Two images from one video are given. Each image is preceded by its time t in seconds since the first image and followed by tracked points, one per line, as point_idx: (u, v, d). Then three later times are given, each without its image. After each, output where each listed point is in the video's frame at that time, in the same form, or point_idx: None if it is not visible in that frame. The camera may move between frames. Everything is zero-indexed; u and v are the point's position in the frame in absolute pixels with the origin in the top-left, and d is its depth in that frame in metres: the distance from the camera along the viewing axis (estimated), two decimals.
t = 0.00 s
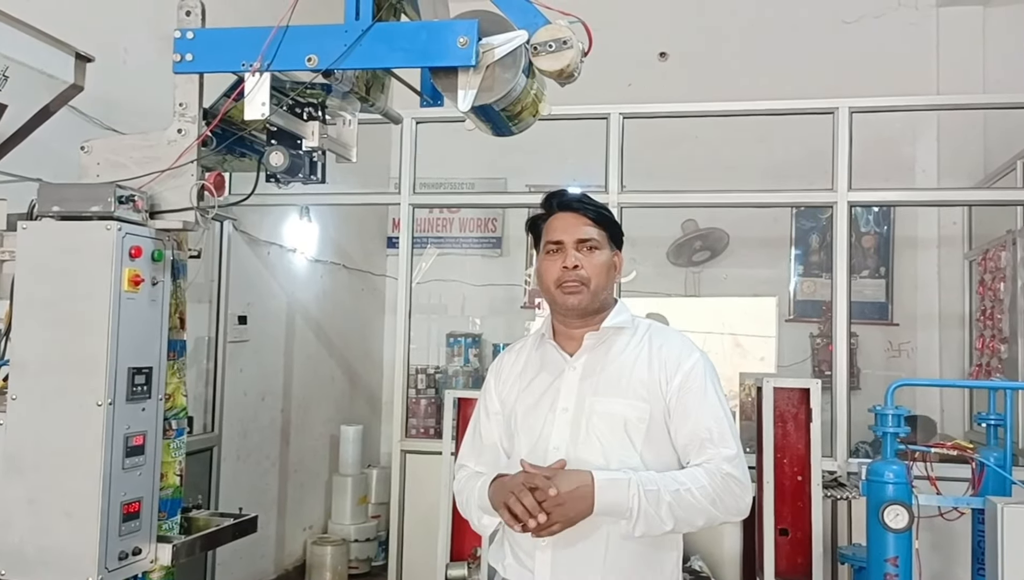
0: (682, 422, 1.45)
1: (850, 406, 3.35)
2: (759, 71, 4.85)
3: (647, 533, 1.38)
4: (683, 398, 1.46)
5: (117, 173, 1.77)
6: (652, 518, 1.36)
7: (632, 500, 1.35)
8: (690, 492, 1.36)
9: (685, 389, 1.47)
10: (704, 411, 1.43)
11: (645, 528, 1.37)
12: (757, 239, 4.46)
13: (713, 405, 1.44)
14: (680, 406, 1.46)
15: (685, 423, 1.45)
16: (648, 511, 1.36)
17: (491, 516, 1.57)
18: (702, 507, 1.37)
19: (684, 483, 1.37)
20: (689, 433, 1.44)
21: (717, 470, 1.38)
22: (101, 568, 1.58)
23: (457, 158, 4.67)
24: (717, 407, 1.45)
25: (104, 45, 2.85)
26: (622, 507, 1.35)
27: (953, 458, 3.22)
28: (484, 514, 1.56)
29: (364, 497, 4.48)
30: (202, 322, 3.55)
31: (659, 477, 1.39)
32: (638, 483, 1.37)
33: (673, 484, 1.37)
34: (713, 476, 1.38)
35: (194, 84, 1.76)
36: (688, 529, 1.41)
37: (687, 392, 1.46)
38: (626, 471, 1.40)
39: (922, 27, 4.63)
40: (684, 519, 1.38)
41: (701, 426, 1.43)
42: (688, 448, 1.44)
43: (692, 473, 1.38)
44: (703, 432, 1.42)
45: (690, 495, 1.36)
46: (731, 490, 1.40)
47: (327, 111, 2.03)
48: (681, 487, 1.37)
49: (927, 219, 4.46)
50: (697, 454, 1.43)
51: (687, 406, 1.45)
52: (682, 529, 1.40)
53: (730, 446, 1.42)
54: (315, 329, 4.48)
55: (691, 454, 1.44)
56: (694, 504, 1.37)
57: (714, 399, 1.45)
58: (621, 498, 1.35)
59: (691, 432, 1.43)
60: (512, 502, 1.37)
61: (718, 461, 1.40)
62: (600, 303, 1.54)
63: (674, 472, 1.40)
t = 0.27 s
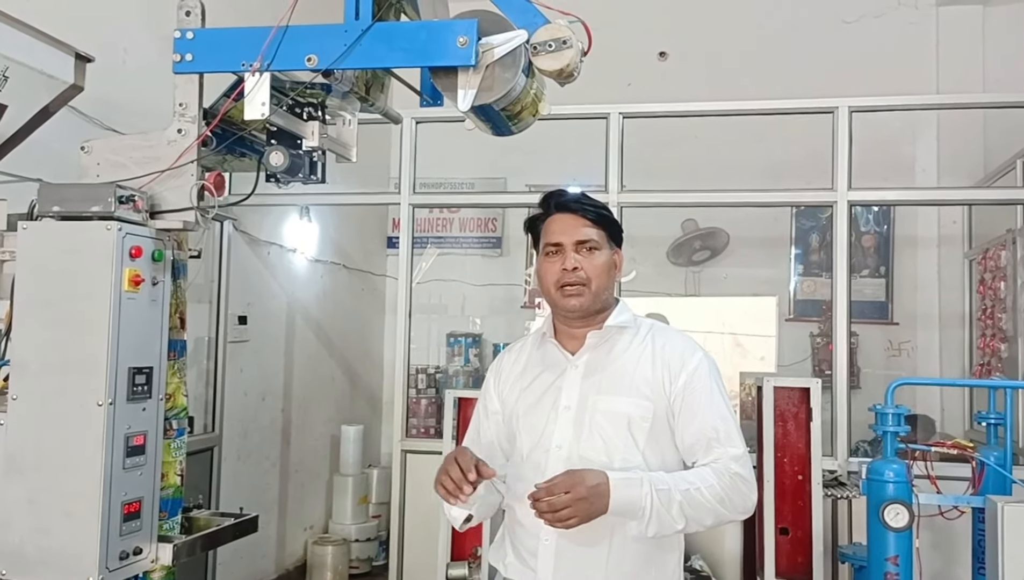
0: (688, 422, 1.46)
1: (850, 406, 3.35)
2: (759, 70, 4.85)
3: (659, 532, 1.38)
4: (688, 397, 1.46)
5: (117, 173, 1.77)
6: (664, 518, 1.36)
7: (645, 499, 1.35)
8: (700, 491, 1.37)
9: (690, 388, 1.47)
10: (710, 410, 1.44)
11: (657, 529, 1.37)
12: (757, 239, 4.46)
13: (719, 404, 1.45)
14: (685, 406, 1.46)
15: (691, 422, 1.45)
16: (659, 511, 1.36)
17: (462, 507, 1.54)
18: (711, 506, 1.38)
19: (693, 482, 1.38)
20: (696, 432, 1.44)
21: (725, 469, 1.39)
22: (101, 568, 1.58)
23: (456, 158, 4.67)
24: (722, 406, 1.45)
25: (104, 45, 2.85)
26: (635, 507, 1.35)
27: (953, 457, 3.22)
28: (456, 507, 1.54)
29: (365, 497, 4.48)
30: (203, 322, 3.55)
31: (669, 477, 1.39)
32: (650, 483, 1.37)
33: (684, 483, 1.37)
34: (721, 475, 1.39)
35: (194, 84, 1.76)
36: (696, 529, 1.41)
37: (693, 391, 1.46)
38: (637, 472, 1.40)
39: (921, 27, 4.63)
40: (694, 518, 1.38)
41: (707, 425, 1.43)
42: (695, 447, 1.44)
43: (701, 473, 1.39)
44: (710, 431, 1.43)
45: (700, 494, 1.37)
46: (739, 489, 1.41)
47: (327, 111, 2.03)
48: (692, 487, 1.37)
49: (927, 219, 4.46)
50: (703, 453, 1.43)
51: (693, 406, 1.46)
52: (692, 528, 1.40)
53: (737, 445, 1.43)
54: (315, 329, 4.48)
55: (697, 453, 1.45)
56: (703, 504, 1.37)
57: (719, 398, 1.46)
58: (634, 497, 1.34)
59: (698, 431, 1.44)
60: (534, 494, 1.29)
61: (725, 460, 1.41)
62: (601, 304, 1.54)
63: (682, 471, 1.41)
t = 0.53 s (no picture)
0: (690, 423, 1.46)
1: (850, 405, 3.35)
2: (759, 70, 4.85)
3: (662, 532, 1.38)
4: (691, 398, 1.47)
5: (117, 172, 1.77)
6: (668, 518, 1.37)
7: (650, 498, 1.35)
8: (704, 492, 1.37)
9: (692, 389, 1.47)
10: (713, 411, 1.45)
11: (660, 529, 1.37)
12: (758, 238, 4.46)
13: (721, 405, 1.46)
14: (688, 407, 1.47)
15: (694, 423, 1.46)
16: (664, 510, 1.36)
17: (446, 500, 1.53)
18: (715, 507, 1.39)
19: (697, 483, 1.38)
20: (699, 433, 1.45)
21: (728, 470, 1.40)
22: (102, 568, 1.58)
23: (456, 158, 4.68)
24: (725, 407, 1.46)
25: (104, 45, 2.85)
26: (639, 506, 1.35)
27: (953, 455, 3.22)
28: (441, 500, 1.53)
29: (365, 497, 4.48)
30: (203, 322, 3.55)
31: (673, 476, 1.39)
32: (655, 482, 1.37)
33: (688, 483, 1.37)
34: (724, 476, 1.39)
35: (194, 83, 1.76)
36: (699, 529, 1.41)
37: (696, 392, 1.47)
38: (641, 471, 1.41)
39: (921, 25, 4.63)
40: (698, 517, 1.39)
41: (710, 426, 1.44)
42: (698, 448, 1.45)
43: (705, 473, 1.39)
44: (713, 432, 1.43)
45: (705, 494, 1.37)
46: (742, 489, 1.41)
47: (327, 110, 2.03)
48: (695, 486, 1.38)
49: (927, 217, 4.45)
50: (706, 454, 1.44)
51: (695, 407, 1.46)
52: (695, 528, 1.40)
53: (739, 446, 1.44)
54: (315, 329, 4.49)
55: (699, 454, 1.45)
56: (707, 504, 1.38)
57: (722, 399, 1.46)
58: (640, 497, 1.34)
59: (701, 432, 1.44)
60: (544, 473, 1.29)
61: (729, 461, 1.42)
62: (602, 302, 1.54)
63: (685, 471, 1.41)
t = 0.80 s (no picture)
0: (692, 422, 1.46)
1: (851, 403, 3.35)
2: (760, 68, 4.84)
3: (664, 531, 1.38)
4: (693, 397, 1.47)
5: (118, 171, 1.77)
6: (670, 517, 1.37)
7: (653, 497, 1.35)
8: (707, 491, 1.37)
9: (695, 388, 1.47)
10: (715, 410, 1.44)
11: (663, 527, 1.37)
12: (758, 236, 4.46)
13: (723, 404, 1.45)
14: (691, 406, 1.47)
15: (696, 423, 1.46)
16: (667, 509, 1.36)
17: (453, 502, 1.52)
18: (718, 506, 1.38)
19: (701, 481, 1.38)
20: (701, 432, 1.44)
21: (731, 469, 1.40)
22: (103, 566, 1.58)
23: (457, 157, 4.67)
24: (727, 406, 1.46)
25: (105, 43, 2.84)
26: (641, 504, 1.35)
27: (955, 454, 3.22)
28: (448, 504, 1.52)
29: (366, 496, 4.48)
30: (203, 320, 3.55)
31: (676, 474, 1.39)
32: (658, 480, 1.37)
33: (690, 482, 1.37)
34: (728, 475, 1.39)
35: (195, 82, 1.76)
36: (702, 528, 1.41)
37: (698, 391, 1.46)
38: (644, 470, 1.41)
39: (922, 24, 4.63)
40: (700, 516, 1.39)
41: (713, 425, 1.44)
42: (700, 447, 1.45)
43: (708, 472, 1.39)
44: (716, 431, 1.43)
45: (707, 493, 1.37)
46: (744, 488, 1.41)
47: (328, 109, 2.03)
48: (698, 485, 1.38)
49: (928, 216, 4.45)
50: (708, 453, 1.44)
51: (698, 406, 1.46)
52: (698, 527, 1.40)
53: (742, 445, 1.44)
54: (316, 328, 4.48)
55: (702, 453, 1.45)
56: (710, 503, 1.38)
57: (724, 398, 1.46)
58: (643, 496, 1.34)
59: (703, 431, 1.44)
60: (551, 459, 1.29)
61: (732, 460, 1.42)
62: (604, 299, 1.54)
63: (688, 470, 1.41)
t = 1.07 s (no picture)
0: (693, 419, 1.45)
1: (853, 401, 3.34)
2: (761, 66, 4.84)
3: (661, 528, 1.38)
4: (693, 395, 1.46)
5: (119, 169, 1.76)
6: (667, 515, 1.37)
7: (648, 494, 1.35)
8: (705, 489, 1.37)
9: (695, 386, 1.46)
10: (716, 408, 1.44)
11: (659, 524, 1.37)
12: (760, 235, 4.45)
13: (724, 403, 1.45)
14: (691, 404, 1.46)
15: (696, 421, 1.45)
16: (662, 506, 1.36)
17: (485, 501, 1.57)
18: (716, 504, 1.38)
19: (698, 480, 1.38)
20: (701, 430, 1.44)
21: (730, 467, 1.39)
22: (105, 565, 1.58)
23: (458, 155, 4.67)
24: (728, 404, 1.45)
25: (106, 42, 2.84)
26: (636, 502, 1.35)
27: (957, 452, 3.22)
28: (478, 503, 1.57)
29: (368, 494, 4.48)
30: (205, 319, 3.55)
31: (673, 472, 1.39)
32: (654, 477, 1.37)
33: (688, 479, 1.37)
34: (727, 473, 1.39)
35: (196, 80, 1.75)
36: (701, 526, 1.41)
37: (698, 389, 1.46)
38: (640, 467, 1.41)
39: (924, 21, 4.62)
40: (699, 515, 1.38)
41: (713, 423, 1.43)
42: (700, 445, 1.44)
43: (706, 470, 1.39)
44: (716, 430, 1.42)
45: (705, 491, 1.37)
46: (744, 487, 1.41)
47: (329, 107, 2.03)
48: (696, 483, 1.37)
49: (930, 214, 4.45)
50: (708, 451, 1.43)
51: (698, 404, 1.45)
52: (696, 525, 1.40)
53: (742, 443, 1.43)
54: (317, 327, 4.48)
55: (702, 451, 1.45)
56: (708, 501, 1.37)
57: (725, 396, 1.45)
58: (638, 493, 1.34)
59: (703, 429, 1.44)
60: (544, 451, 1.31)
61: (732, 459, 1.41)
62: (604, 296, 1.54)
63: (687, 469, 1.41)
